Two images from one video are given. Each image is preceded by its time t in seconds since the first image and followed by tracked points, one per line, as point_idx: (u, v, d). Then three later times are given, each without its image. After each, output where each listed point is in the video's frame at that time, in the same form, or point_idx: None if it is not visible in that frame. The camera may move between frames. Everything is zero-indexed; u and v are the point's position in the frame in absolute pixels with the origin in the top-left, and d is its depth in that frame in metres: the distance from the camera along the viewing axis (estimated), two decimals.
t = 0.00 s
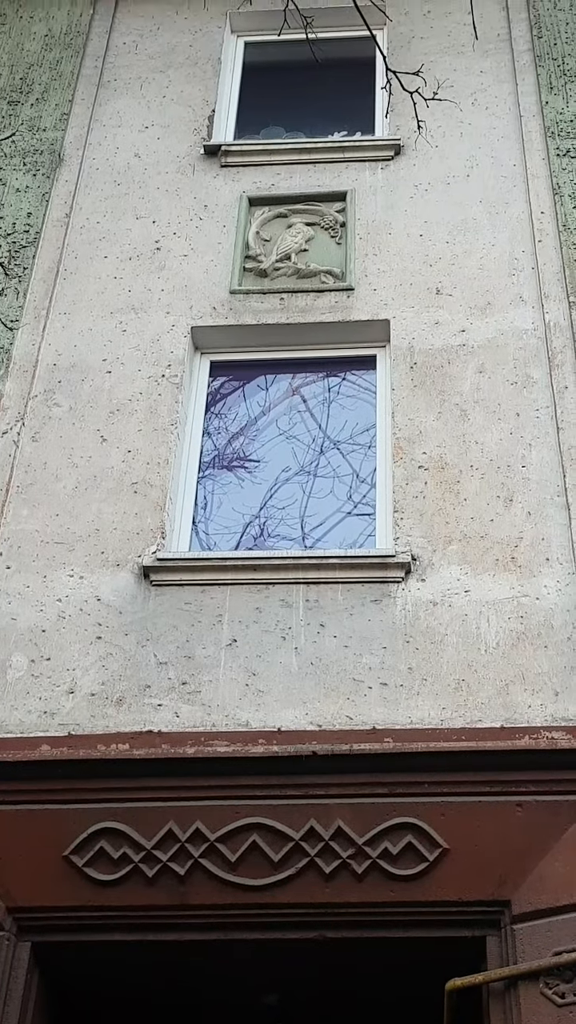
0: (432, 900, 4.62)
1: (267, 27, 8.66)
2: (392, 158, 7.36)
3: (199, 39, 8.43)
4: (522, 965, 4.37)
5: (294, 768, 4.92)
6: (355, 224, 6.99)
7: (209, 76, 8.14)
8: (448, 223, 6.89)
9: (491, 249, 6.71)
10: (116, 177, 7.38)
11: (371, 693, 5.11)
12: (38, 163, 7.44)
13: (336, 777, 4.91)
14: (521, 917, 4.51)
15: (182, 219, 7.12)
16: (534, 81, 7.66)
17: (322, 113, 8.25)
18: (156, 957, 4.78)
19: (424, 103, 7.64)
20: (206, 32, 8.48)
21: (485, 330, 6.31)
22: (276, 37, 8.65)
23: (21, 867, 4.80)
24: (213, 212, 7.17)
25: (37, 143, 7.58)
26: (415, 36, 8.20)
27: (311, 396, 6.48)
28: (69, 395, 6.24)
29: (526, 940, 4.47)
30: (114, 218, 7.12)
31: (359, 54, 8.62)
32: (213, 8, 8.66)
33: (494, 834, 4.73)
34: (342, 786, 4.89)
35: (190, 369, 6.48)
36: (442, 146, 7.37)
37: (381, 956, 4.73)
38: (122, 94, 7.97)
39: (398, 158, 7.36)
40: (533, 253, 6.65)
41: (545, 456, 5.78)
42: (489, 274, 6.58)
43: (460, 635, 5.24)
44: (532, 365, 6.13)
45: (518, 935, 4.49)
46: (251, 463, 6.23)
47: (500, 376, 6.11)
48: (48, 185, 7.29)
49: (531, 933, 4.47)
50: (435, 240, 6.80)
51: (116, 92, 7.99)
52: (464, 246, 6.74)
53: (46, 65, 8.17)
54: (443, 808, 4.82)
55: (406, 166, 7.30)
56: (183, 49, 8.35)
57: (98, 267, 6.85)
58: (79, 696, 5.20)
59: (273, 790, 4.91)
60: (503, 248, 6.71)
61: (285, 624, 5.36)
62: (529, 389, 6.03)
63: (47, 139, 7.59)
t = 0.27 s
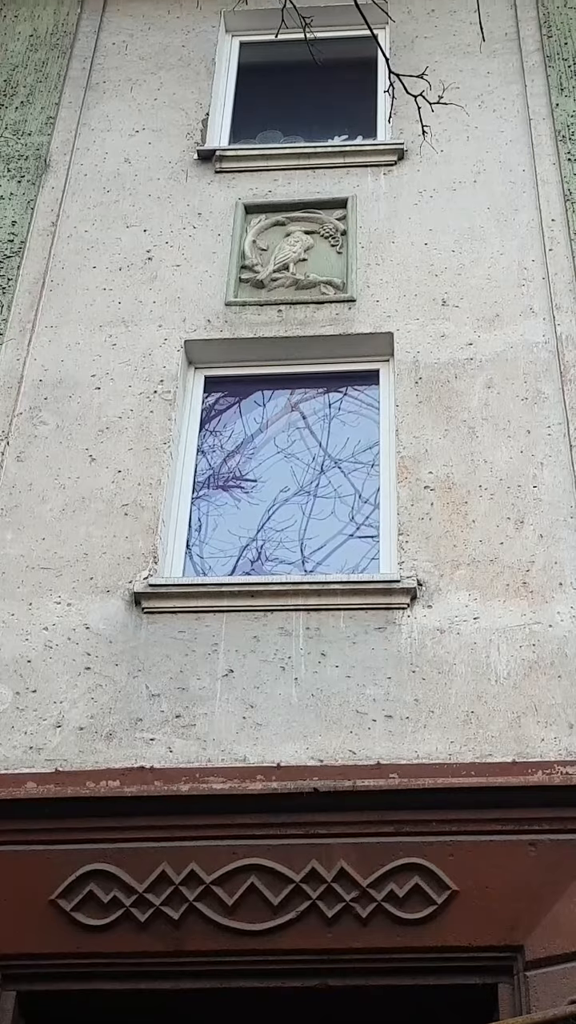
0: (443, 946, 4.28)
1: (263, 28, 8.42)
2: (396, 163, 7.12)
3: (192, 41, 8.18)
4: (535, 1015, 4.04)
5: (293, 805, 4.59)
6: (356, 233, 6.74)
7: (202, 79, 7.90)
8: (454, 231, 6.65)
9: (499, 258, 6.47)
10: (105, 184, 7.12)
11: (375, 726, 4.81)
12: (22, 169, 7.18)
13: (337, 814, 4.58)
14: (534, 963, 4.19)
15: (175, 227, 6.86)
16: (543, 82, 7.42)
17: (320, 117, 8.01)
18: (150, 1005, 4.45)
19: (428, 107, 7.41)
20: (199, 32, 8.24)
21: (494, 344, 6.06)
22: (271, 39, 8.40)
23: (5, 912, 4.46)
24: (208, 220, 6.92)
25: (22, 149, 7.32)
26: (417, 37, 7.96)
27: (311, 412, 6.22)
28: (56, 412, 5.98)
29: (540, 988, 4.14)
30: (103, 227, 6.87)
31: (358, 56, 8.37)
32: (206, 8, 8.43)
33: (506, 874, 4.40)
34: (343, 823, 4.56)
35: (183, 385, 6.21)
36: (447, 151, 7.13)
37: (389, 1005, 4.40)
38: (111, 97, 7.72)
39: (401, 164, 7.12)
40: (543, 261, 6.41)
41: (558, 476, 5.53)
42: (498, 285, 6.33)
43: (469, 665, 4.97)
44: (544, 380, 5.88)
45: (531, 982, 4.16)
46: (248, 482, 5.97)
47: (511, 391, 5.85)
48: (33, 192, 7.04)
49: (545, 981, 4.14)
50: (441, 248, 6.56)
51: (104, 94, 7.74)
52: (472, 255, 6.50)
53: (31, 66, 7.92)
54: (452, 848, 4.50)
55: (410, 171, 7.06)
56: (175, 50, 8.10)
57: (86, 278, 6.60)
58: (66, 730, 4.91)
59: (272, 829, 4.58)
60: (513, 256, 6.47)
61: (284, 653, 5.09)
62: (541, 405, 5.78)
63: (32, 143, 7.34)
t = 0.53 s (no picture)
0: (443, 952, 4.27)
1: (262, 32, 8.43)
2: (395, 169, 7.13)
3: (192, 46, 8.19)
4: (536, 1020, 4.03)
5: (293, 810, 4.59)
6: (356, 238, 6.74)
7: (202, 84, 7.90)
8: (453, 236, 6.65)
9: (499, 263, 6.47)
10: (105, 189, 7.13)
11: (375, 732, 4.81)
12: (22, 174, 7.19)
13: (337, 819, 4.57)
14: (535, 969, 4.18)
15: (174, 232, 6.87)
16: (543, 87, 7.43)
17: (319, 121, 8.02)
18: (150, 1010, 4.43)
19: (428, 113, 7.42)
20: (198, 37, 8.25)
21: (494, 349, 6.06)
22: (271, 44, 8.41)
23: (4, 917, 4.45)
24: (207, 225, 6.92)
25: (22, 154, 7.33)
26: (416, 43, 7.97)
27: (311, 417, 6.23)
28: (56, 417, 5.99)
29: (540, 994, 4.13)
30: (103, 232, 6.88)
31: (357, 61, 8.38)
32: (206, 13, 8.44)
33: (506, 879, 4.40)
34: (344, 828, 4.56)
35: (183, 390, 6.22)
36: (447, 156, 7.13)
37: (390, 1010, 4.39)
38: (111, 102, 7.73)
39: (401, 169, 7.12)
40: (543, 266, 6.41)
41: (557, 481, 5.53)
42: (497, 290, 6.34)
43: (469, 670, 4.97)
44: (543, 385, 5.88)
45: (531, 988, 4.15)
46: (247, 487, 5.97)
47: (510, 396, 5.86)
48: (32, 197, 7.04)
49: (546, 987, 4.13)
50: (440, 254, 6.56)
51: (104, 99, 7.74)
52: (471, 260, 6.51)
53: (31, 71, 7.93)
54: (452, 854, 4.49)
55: (409, 176, 7.06)
56: (174, 55, 8.11)
57: (86, 283, 6.60)
58: (66, 736, 4.90)
59: (272, 834, 4.57)
60: (512, 261, 6.47)
61: (284, 658, 5.08)
62: (540, 410, 5.78)
63: (32, 149, 7.34)
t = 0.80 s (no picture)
0: (443, 957, 4.27)
1: (261, 38, 8.44)
2: (394, 174, 7.14)
3: (191, 51, 8.21)
4: None
5: (292, 816, 4.58)
6: (355, 243, 6.75)
7: (201, 89, 7.91)
8: (452, 241, 6.66)
9: (498, 268, 6.48)
10: (104, 195, 7.13)
11: (375, 737, 4.81)
12: (21, 180, 7.19)
13: (337, 825, 4.57)
14: (535, 974, 4.17)
15: (173, 237, 6.87)
16: (541, 93, 7.44)
17: (318, 127, 8.03)
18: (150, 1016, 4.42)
19: (427, 118, 7.43)
20: (197, 43, 8.26)
21: (493, 354, 6.07)
22: (269, 50, 8.43)
23: (3, 923, 4.44)
24: (207, 230, 6.93)
25: (21, 159, 7.33)
26: (415, 48, 7.98)
27: (310, 422, 6.23)
28: (55, 422, 5.99)
29: (541, 1000, 4.12)
30: (102, 237, 6.88)
31: (356, 66, 8.40)
32: (204, 19, 8.45)
33: (506, 885, 4.39)
34: (344, 834, 4.55)
35: (182, 396, 6.22)
36: (446, 162, 7.14)
37: (390, 1016, 4.38)
38: (110, 107, 7.74)
39: (399, 175, 7.13)
40: (542, 272, 6.42)
41: (557, 486, 5.53)
42: (496, 295, 6.34)
43: (468, 675, 4.97)
44: (542, 390, 5.88)
45: (531, 993, 4.14)
46: (246, 493, 5.97)
47: (509, 401, 5.86)
48: (32, 202, 7.05)
49: (546, 992, 4.12)
50: (439, 259, 6.57)
51: (103, 105, 7.75)
52: (470, 265, 6.52)
53: (30, 77, 7.93)
54: (452, 859, 4.49)
55: (408, 182, 7.07)
56: (174, 61, 8.12)
57: (85, 289, 6.60)
58: (65, 741, 4.90)
59: (271, 840, 4.56)
60: (511, 267, 6.48)
61: (283, 664, 5.08)
62: (539, 416, 5.78)
63: (31, 154, 7.35)
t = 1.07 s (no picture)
0: (443, 946, 4.27)
1: (263, 27, 8.42)
2: (396, 164, 7.13)
3: (192, 41, 8.19)
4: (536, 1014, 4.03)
5: (293, 805, 4.59)
6: (357, 233, 6.74)
7: (202, 79, 7.89)
8: (453, 231, 6.65)
9: (500, 258, 6.47)
10: (105, 184, 7.13)
11: (375, 726, 4.81)
12: (22, 169, 7.18)
13: (337, 814, 4.57)
14: (535, 963, 4.18)
15: (175, 227, 6.87)
16: (543, 82, 7.42)
17: (319, 116, 8.02)
18: (150, 1004, 4.43)
19: (429, 108, 7.42)
20: (199, 32, 8.24)
21: (494, 344, 6.06)
22: (271, 39, 8.41)
23: (4, 911, 4.45)
24: (208, 220, 6.92)
25: (22, 148, 7.32)
26: (417, 38, 7.96)
27: (311, 412, 6.23)
28: (56, 412, 5.99)
29: (541, 988, 4.13)
30: (103, 227, 6.87)
31: (357, 56, 8.38)
32: (206, 8, 8.43)
33: (506, 874, 4.40)
34: (344, 823, 4.56)
35: (184, 386, 6.22)
36: (448, 151, 7.13)
37: (390, 1004, 4.39)
38: (111, 97, 7.72)
39: (401, 164, 7.12)
40: (543, 262, 6.41)
41: (558, 476, 5.53)
42: (498, 285, 6.33)
43: (469, 665, 4.97)
44: (544, 379, 5.88)
45: (531, 982, 4.15)
46: (247, 483, 5.97)
47: (511, 391, 5.85)
48: (33, 192, 7.04)
49: (546, 981, 4.13)
50: (441, 248, 6.56)
51: (104, 94, 7.74)
52: (472, 254, 6.51)
53: (31, 66, 7.92)
54: (452, 848, 4.49)
55: (410, 171, 7.06)
56: (175, 50, 8.10)
57: (86, 279, 6.60)
58: (66, 731, 4.90)
59: (272, 829, 4.57)
60: (513, 256, 6.47)
61: (284, 653, 5.08)
62: (541, 406, 5.77)
63: (32, 143, 7.34)
